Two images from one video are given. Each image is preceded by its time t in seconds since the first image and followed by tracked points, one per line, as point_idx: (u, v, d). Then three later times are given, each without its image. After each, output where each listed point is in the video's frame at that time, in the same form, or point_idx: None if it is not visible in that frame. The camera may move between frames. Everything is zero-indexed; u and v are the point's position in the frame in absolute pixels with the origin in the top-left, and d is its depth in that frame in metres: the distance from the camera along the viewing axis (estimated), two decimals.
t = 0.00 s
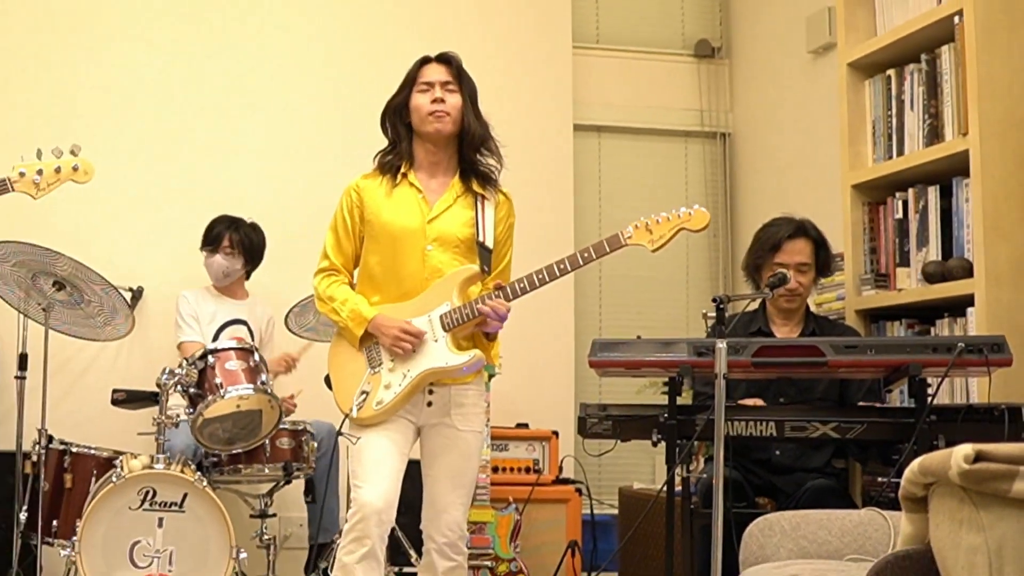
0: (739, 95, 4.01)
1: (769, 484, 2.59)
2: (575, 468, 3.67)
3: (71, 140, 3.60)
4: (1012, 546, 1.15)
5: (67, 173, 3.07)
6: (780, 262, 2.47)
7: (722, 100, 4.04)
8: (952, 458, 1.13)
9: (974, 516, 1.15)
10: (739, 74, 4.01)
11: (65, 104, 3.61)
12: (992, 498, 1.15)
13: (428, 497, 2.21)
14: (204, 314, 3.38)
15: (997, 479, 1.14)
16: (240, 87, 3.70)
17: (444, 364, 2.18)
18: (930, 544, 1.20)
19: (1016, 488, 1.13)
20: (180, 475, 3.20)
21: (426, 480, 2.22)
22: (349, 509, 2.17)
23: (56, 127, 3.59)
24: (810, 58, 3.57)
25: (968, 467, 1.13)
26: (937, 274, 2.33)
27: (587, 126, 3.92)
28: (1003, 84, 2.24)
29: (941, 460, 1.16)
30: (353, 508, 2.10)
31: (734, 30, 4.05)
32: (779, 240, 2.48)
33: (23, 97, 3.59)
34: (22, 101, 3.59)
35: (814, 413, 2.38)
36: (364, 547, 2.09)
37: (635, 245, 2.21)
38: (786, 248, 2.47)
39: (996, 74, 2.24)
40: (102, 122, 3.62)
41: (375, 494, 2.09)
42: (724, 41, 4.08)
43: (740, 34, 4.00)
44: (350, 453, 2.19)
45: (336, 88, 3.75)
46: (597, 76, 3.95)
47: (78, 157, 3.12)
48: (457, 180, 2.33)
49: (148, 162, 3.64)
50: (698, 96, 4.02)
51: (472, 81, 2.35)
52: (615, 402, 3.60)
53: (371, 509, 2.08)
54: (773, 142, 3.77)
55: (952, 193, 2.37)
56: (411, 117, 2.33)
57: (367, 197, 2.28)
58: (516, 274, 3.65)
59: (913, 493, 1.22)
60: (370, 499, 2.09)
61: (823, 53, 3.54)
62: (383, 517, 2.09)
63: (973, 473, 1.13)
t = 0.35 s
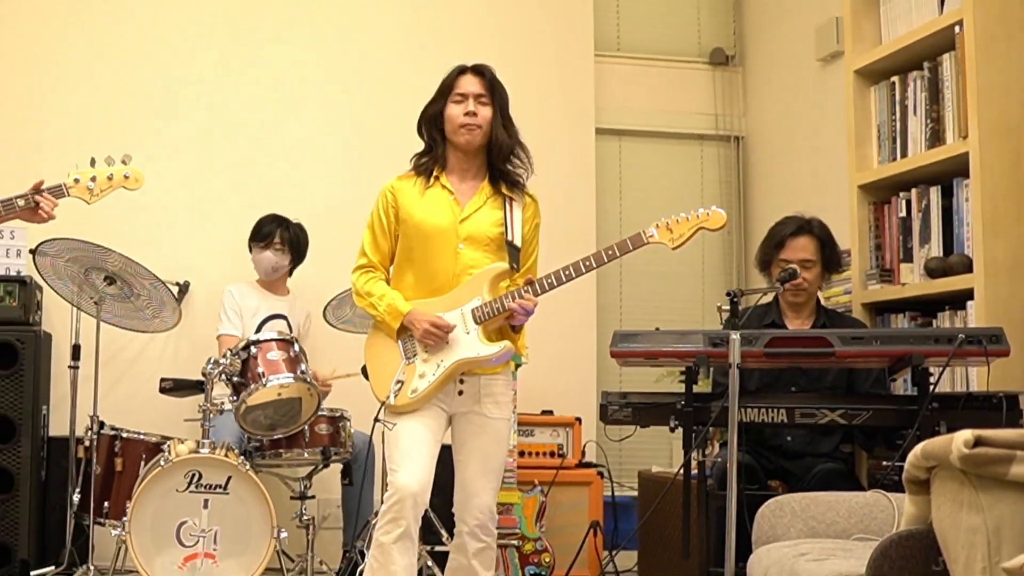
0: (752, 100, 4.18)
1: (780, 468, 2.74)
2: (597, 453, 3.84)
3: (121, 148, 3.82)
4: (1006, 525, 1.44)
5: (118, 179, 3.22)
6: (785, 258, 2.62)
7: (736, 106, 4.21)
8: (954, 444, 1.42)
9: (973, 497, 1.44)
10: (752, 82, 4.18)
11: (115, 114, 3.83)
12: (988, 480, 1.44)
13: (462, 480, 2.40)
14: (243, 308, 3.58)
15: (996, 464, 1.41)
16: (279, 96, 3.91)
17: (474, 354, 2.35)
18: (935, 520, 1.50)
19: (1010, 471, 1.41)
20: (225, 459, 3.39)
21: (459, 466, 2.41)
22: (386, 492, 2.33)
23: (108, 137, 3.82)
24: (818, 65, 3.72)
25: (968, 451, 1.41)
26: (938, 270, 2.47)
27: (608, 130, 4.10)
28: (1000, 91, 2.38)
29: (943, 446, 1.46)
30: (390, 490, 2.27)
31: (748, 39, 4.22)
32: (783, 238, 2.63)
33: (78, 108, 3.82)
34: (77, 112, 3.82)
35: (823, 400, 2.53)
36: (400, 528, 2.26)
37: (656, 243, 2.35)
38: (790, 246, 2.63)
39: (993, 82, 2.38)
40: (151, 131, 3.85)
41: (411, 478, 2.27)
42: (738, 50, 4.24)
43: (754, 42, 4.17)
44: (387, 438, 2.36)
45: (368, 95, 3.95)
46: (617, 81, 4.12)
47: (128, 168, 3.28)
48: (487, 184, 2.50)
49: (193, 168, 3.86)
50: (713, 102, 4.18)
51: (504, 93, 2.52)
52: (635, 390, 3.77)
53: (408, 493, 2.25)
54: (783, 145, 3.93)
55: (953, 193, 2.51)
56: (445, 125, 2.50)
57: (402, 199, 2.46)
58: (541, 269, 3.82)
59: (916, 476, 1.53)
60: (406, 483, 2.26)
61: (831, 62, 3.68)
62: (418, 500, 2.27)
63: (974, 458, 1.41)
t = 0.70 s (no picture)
0: (763, 105, 4.51)
1: (790, 453, 2.89)
2: (617, 438, 4.01)
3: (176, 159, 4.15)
4: (1005, 507, 1.59)
5: (165, 185, 3.33)
6: (794, 255, 2.77)
7: (748, 109, 4.53)
8: (955, 431, 1.58)
9: (973, 481, 1.59)
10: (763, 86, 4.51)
11: (169, 127, 4.17)
12: (986, 464, 1.59)
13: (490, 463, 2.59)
14: (283, 302, 3.80)
15: (991, 450, 1.57)
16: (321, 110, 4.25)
17: (499, 338, 2.49)
18: (937, 502, 1.65)
19: (1006, 456, 1.57)
20: (264, 445, 3.57)
21: (485, 451, 2.58)
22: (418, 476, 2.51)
23: (164, 150, 4.15)
24: (825, 71, 4.05)
25: (968, 437, 1.57)
26: (940, 266, 2.61)
27: (628, 133, 4.44)
28: (999, 96, 2.52)
29: (943, 432, 1.62)
30: (421, 473, 2.45)
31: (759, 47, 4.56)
32: (793, 235, 2.79)
33: (134, 123, 4.16)
34: (134, 126, 4.16)
35: (831, 389, 2.67)
36: (431, 509, 2.43)
37: (661, 221, 2.56)
38: (799, 243, 2.78)
39: (992, 87, 2.51)
40: (202, 143, 4.17)
41: (441, 462, 2.44)
42: (750, 57, 4.58)
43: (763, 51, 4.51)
44: (420, 424, 2.54)
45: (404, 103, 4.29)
46: (637, 87, 4.45)
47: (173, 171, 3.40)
48: (508, 183, 2.68)
49: (241, 175, 4.18)
50: (728, 107, 4.51)
51: (533, 105, 2.66)
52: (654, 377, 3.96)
53: (438, 477, 2.43)
54: (795, 146, 4.23)
55: (953, 193, 2.65)
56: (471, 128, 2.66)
57: (426, 197, 2.64)
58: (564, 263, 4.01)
59: (919, 461, 1.69)
60: (437, 467, 2.44)
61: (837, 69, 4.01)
62: (448, 482, 2.44)
63: (972, 443, 1.56)
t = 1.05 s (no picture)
0: (773, 109, 4.79)
1: (799, 439, 3.05)
2: (635, 426, 4.19)
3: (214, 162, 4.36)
4: (1003, 492, 1.73)
5: (205, 179, 3.26)
6: (807, 251, 2.92)
7: (758, 114, 4.82)
8: (955, 420, 1.72)
9: (971, 466, 1.73)
10: (772, 92, 4.79)
11: (208, 131, 4.38)
12: (985, 452, 1.73)
13: (514, 451, 2.77)
14: (321, 295, 4.01)
15: (990, 438, 1.71)
16: (352, 116, 4.47)
17: (519, 333, 2.66)
18: (938, 487, 1.80)
19: (1004, 443, 1.71)
20: (299, 431, 3.67)
21: (509, 439, 2.77)
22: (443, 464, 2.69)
23: (202, 152, 4.35)
24: (832, 78, 4.28)
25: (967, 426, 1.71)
26: (942, 262, 2.75)
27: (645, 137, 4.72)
28: (997, 101, 2.66)
29: (943, 421, 1.77)
30: (447, 462, 2.63)
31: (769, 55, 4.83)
32: (805, 232, 2.94)
33: (174, 127, 4.37)
34: (175, 130, 4.36)
35: (838, 379, 2.81)
36: (455, 496, 2.61)
37: (674, 218, 2.77)
38: (811, 240, 2.93)
39: (990, 93, 2.65)
40: (239, 147, 4.38)
41: (464, 452, 2.62)
42: (761, 63, 4.85)
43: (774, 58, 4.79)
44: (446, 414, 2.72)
45: (431, 108, 4.52)
46: (653, 92, 4.74)
47: (212, 166, 3.35)
48: (528, 186, 2.85)
49: (276, 177, 4.39)
50: (739, 111, 4.80)
51: (551, 111, 2.81)
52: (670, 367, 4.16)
53: (462, 465, 2.61)
54: (807, 148, 4.43)
55: (954, 192, 2.79)
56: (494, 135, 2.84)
57: (452, 200, 2.82)
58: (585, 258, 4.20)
59: (921, 447, 1.84)
60: (460, 457, 2.62)
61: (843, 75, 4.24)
62: (471, 470, 2.62)
63: (971, 431, 1.70)
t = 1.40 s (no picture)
0: (783, 112, 5.00)
1: (807, 427, 3.21)
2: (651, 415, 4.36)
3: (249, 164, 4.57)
4: (1001, 477, 1.73)
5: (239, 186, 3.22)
6: (817, 247, 3.07)
7: (768, 118, 5.04)
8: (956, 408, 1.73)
9: (972, 455, 1.73)
10: (783, 96, 5.00)
11: (244, 135, 4.59)
12: (984, 439, 1.73)
13: (537, 439, 2.95)
14: (353, 288, 4.24)
15: (988, 426, 1.72)
16: (381, 119, 4.68)
17: (542, 323, 2.82)
18: (939, 474, 1.81)
19: (1002, 430, 1.71)
20: (331, 419, 3.82)
21: (532, 425, 2.96)
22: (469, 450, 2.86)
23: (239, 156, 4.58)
24: (840, 84, 4.45)
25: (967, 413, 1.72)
26: (943, 259, 2.89)
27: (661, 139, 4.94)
28: (995, 105, 2.79)
29: (945, 410, 1.77)
30: (473, 447, 2.80)
31: (779, 61, 5.06)
32: (815, 229, 3.08)
33: (212, 131, 4.58)
34: (212, 134, 4.58)
35: (845, 369, 2.96)
36: (482, 478, 2.78)
37: (688, 213, 2.95)
38: (821, 236, 3.07)
39: (988, 97, 2.79)
40: (274, 149, 4.60)
41: (490, 437, 2.79)
42: (771, 69, 5.08)
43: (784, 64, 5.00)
44: (473, 403, 2.90)
45: (456, 112, 4.72)
46: (670, 97, 4.97)
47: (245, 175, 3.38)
48: (549, 186, 3.03)
49: (308, 178, 4.61)
50: (751, 114, 5.03)
51: (569, 114, 2.96)
52: (685, 358, 4.34)
53: (488, 449, 2.78)
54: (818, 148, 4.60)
55: (955, 192, 2.93)
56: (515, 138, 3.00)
57: (476, 200, 3.00)
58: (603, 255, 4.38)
59: (922, 435, 1.83)
60: (487, 441, 2.79)
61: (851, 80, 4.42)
62: (497, 454, 2.78)
63: (971, 419, 1.71)
